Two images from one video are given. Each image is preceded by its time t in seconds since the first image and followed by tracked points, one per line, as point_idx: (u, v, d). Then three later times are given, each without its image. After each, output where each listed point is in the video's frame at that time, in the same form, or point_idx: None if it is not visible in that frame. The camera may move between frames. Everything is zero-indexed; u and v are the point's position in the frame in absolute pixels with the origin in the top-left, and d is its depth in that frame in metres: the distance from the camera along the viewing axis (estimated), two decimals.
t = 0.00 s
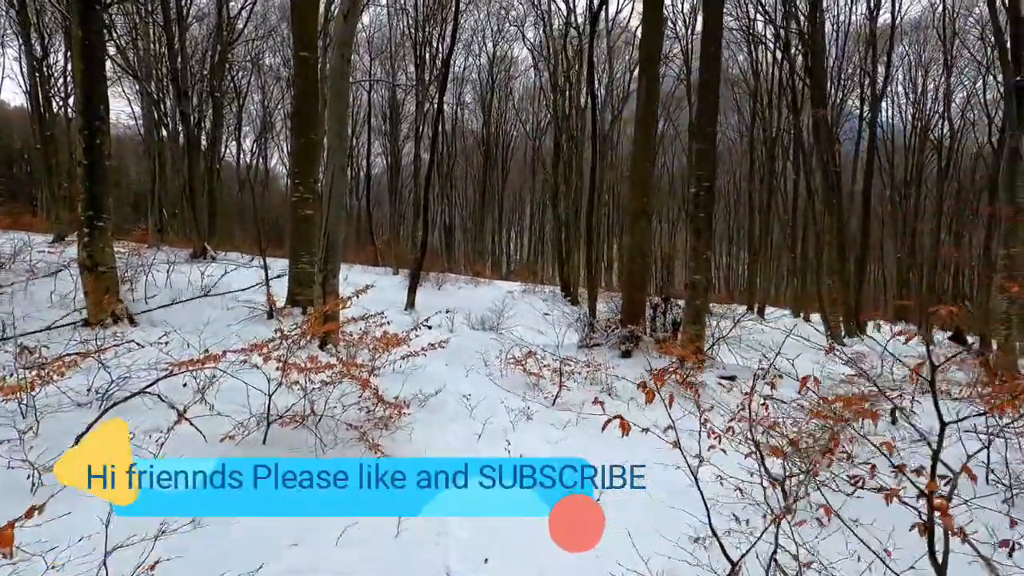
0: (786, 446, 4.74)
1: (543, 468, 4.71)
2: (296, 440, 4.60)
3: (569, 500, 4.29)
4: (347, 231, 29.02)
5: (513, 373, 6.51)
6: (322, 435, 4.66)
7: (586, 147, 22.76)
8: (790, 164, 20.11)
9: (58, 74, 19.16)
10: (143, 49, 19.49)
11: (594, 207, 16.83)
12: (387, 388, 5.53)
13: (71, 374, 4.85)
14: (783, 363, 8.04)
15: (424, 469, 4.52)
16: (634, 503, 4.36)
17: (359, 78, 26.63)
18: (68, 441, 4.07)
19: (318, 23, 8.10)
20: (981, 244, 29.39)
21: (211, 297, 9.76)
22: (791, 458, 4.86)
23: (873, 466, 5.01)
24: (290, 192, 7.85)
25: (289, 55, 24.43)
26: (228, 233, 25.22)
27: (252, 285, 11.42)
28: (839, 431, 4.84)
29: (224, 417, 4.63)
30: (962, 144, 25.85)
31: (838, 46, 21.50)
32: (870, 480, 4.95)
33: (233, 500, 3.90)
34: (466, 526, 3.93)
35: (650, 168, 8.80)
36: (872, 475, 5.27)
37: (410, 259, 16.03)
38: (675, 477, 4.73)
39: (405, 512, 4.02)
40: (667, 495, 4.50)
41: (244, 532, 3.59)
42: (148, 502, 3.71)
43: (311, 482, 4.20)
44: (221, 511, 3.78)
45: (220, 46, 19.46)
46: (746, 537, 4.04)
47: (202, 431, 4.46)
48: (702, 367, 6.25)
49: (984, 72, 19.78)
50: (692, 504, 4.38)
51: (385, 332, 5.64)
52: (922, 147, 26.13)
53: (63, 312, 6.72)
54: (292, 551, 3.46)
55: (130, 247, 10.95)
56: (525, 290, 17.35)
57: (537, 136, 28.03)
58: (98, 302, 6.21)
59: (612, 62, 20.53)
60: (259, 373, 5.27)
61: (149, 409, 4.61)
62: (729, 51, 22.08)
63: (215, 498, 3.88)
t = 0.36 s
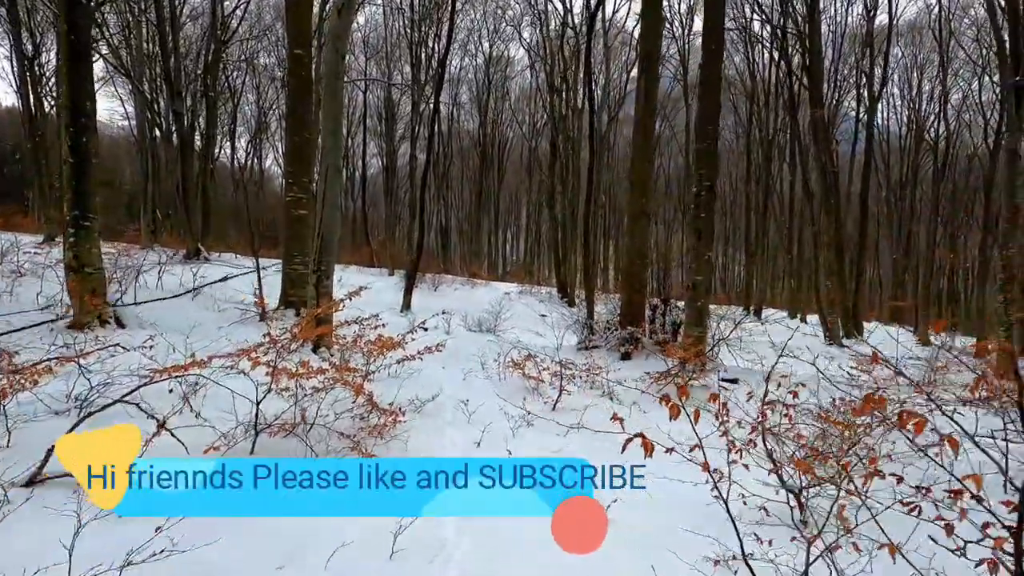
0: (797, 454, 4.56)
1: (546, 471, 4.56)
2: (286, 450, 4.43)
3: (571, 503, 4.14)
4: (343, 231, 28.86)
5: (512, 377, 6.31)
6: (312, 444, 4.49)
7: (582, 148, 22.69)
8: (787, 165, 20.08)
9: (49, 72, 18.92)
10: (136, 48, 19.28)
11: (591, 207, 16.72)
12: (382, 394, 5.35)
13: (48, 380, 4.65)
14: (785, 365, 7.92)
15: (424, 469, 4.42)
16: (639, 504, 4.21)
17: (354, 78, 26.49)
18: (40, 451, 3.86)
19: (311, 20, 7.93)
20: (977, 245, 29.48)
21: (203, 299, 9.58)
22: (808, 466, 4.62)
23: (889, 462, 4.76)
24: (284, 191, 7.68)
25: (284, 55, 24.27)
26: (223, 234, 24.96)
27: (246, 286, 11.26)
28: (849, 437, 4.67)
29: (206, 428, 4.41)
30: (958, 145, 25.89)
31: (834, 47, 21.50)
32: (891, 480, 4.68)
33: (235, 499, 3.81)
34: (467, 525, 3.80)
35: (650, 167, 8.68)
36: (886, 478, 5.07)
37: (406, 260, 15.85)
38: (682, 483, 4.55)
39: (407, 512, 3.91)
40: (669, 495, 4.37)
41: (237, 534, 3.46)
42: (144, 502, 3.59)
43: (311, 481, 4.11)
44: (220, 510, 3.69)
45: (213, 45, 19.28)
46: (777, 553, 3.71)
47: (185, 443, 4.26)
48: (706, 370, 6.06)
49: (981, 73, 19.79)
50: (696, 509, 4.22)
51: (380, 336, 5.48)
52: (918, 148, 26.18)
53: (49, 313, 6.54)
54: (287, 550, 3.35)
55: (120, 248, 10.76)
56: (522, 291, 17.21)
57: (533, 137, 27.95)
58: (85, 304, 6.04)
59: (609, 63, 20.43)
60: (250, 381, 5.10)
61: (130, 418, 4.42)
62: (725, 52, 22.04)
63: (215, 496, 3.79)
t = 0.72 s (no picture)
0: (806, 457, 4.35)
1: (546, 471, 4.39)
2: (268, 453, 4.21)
3: (572, 499, 3.99)
4: (339, 226, 28.64)
5: (508, 374, 6.05)
6: (294, 444, 4.28)
7: (580, 142, 22.50)
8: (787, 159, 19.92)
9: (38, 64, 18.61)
10: (126, 40, 18.94)
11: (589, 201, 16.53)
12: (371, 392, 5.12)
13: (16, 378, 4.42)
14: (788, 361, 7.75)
15: (424, 469, 4.25)
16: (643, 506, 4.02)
17: (349, 71, 26.19)
18: None
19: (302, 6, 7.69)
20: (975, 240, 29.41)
21: (193, 294, 9.38)
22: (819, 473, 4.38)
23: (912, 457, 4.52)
24: (275, 183, 7.45)
25: (277, 47, 23.93)
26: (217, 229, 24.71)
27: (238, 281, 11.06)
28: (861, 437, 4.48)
29: (178, 431, 4.19)
30: (958, 139, 25.76)
31: (834, 39, 21.29)
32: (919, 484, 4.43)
33: (238, 499, 3.70)
34: (468, 525, 3.64)
35: (650, 160, 8.49)
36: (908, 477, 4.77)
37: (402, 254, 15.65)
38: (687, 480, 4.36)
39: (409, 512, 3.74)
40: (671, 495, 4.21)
41: (239, 533, 3.37)
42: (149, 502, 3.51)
43: (311, 481, 3.94)
44: (220, 511, 3.56)
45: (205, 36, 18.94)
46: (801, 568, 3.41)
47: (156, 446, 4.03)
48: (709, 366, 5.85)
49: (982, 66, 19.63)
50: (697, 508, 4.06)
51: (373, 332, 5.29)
52: (917, 142, 26.05)
53: (30, 308, 6.34)
54: (284, 549, 3.23)
55: (109, 242, 10.54)
56: (520, 286, 17.02)
57: (530, 131, 27.70)
58: (67, 298, 5.86)
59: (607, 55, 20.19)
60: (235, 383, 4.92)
61: (100, 419, 4.19)
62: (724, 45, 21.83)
63: (215, 496, 3.69)
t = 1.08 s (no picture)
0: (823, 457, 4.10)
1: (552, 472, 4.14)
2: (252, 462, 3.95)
3: (573, 497, 3.84)
4: (337, 224, 28.47)
5: (509, 377, 5.76)
6: (280, 451, 4.05)
7: (580, 141, 22.32)
8: (788, 157, 19.76)
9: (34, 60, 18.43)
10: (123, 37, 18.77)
11: (590, 200, 16.39)
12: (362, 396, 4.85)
13: None
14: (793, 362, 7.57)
15: (424, 468, 4.04)
16: (653, 507, 3.80)
17: (349, 69, 26.05)
18: None
19: None
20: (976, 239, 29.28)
21: (188, 293, 9.21)
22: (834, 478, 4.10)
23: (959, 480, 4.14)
24: (270, 180, 7.29)
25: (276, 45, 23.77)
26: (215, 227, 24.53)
27: (234, 280, 10.89)
28: (874, 443, 4.27)
29: (154, 440, 3.93)
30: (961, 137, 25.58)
31: (836, 37, 21.12)
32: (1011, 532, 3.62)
33: (249, 499, 3.59)
34: (467, 527, 3.49)
35: (653, 156, 8.34)
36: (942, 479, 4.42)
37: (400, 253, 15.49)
38: (699, 478, 4.10)
39: (409, 513, 3.58)
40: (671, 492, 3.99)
41: (236, 538, 3.26)
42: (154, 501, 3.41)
43: (310, 481, 3.80)
44: (224, 513, 3.46)
45: (202, 33, 18.77)
46: None
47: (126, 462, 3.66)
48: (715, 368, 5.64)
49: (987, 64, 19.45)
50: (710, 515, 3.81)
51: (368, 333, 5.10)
52: (919, 141, 25.88)
53: (17, 307, 6.18)
54: (283, 554, 3.12)
55: (102, 239, 10.37)
56: (520, 286, 16.86)
57: (530, 129, 27.54)
58: (54, 297, 5.71)
59: (608, 53, 20.03)
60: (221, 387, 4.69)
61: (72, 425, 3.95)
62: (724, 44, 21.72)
63: (219, 497, 3.57)
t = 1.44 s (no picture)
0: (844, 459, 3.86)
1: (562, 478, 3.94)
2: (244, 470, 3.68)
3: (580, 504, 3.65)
4: (340, 223, 28.43)
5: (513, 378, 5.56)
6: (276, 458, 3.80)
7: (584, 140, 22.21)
8: (795, 156, 19.57)
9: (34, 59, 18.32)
10: (126, 36, 18.74)
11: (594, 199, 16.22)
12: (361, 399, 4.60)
13: None
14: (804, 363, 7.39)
15: (424, 473, 3.83)
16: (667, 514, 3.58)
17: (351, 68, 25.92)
18: None
19: None
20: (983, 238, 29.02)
21: (188, 292, 9.11)
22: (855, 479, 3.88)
23: None
24: (271, 177, 7.15)
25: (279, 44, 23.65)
26: (217, 226, 24.46)
27: (235, 279, 10.79)
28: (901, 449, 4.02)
29: (140, 447, 3.71)
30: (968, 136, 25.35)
31: (843, 35, 20.95)
32: None
33: (254, 500, 3.47)
34: (469, 534, 3.32)
35: (659, 154, 8.19)
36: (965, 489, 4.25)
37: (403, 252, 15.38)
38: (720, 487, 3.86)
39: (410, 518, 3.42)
40: (679, 493, 3.79)
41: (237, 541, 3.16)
42: (158, 502, 3.30)
43: (310, 481, 3.61)
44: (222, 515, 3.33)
45: (205, 32, 18.72)
46: None
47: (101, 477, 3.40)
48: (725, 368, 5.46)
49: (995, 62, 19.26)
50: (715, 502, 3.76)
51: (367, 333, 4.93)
52: (926, 140, 25.66)
53: (13, 306, 6.08)
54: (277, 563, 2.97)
55: (102, 237, 10.29)
56: (523, 285, 16.72)
57: (534, 128, 27.38)
58: (49, 295, 5.61)
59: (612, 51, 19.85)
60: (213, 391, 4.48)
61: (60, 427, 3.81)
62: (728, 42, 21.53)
63: (220, 498, 3.44)
